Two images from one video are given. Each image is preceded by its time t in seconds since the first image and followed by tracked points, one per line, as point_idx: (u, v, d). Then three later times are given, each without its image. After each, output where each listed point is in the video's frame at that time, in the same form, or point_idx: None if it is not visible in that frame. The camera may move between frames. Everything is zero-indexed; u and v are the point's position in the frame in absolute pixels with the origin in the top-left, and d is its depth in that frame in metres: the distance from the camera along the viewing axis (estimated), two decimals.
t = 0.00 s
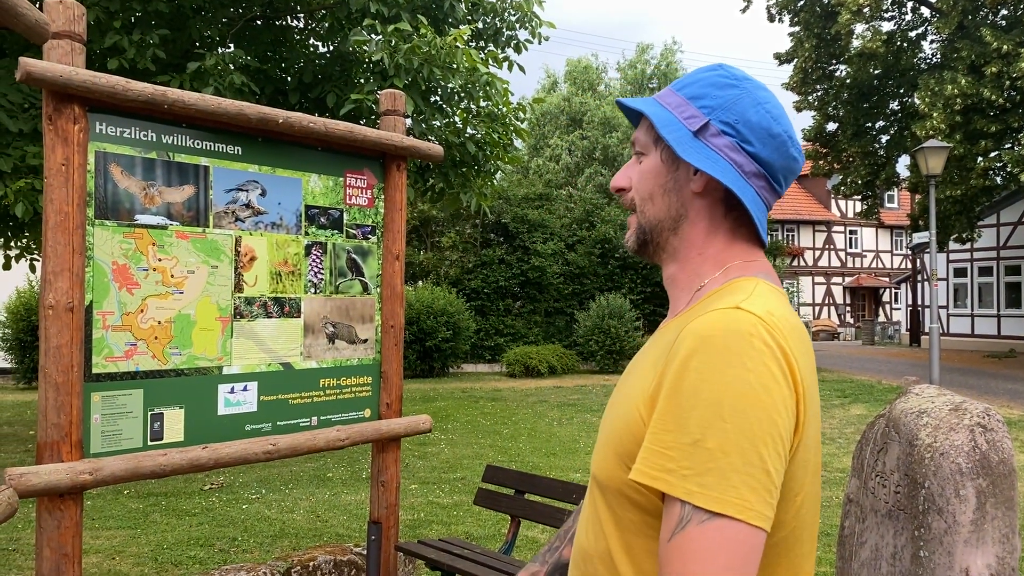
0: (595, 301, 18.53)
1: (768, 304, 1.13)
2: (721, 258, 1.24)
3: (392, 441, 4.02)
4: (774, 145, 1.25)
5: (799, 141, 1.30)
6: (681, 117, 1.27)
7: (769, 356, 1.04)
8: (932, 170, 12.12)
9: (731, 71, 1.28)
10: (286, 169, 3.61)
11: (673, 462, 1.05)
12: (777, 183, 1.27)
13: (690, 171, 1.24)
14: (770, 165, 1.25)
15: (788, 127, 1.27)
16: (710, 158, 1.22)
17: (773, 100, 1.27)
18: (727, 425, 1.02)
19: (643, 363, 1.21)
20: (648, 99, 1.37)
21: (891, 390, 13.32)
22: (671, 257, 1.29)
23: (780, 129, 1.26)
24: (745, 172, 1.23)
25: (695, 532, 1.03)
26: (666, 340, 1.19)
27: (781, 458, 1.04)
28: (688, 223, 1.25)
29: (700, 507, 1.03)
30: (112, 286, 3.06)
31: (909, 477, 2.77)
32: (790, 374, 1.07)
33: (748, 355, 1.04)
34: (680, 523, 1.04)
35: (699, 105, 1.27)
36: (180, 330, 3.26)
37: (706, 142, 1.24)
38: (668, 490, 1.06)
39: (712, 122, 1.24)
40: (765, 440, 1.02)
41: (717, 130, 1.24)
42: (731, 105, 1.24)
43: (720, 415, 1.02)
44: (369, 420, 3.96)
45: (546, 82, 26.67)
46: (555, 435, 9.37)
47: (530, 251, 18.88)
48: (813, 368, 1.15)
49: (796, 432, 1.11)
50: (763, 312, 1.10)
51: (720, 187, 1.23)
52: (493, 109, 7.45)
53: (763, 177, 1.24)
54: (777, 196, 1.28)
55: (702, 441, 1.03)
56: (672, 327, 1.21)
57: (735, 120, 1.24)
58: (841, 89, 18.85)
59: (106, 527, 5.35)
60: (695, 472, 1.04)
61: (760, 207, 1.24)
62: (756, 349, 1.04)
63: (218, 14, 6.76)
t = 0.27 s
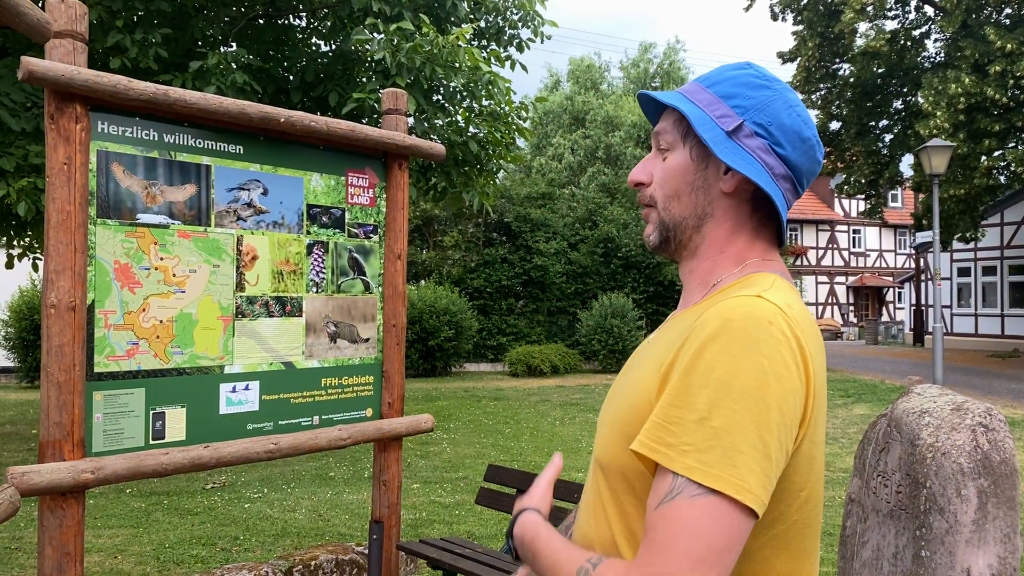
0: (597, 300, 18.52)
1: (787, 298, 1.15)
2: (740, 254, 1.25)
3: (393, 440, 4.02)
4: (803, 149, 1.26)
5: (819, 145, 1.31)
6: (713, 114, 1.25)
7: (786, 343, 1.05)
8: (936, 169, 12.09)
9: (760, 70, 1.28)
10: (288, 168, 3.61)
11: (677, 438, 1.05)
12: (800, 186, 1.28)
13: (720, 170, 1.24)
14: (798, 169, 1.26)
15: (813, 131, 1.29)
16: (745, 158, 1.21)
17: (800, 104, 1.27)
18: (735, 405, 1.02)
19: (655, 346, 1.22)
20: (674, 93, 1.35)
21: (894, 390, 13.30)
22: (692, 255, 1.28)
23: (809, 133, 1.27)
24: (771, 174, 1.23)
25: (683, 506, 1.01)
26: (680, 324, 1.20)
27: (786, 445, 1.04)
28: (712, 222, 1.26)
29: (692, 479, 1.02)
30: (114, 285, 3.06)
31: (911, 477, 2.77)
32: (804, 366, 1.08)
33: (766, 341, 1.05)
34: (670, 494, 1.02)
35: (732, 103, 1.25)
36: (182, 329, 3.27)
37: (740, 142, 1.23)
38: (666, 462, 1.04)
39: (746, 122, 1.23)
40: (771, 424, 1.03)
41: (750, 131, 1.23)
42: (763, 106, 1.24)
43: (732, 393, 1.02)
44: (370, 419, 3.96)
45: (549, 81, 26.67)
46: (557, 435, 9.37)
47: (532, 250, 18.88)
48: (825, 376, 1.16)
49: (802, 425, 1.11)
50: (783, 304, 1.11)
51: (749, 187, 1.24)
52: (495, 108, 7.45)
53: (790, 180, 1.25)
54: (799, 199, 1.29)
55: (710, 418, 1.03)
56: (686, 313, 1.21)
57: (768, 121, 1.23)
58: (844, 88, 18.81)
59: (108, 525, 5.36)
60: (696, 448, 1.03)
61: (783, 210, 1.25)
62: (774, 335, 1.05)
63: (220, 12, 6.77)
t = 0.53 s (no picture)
0: (597, 301, 18.53)
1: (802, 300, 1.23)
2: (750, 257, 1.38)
3: (392, 441, 4.02)
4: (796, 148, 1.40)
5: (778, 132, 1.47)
6: (750, 131, 1.29)
7: (812, 341, 1.13)
8: (934, 170, 12.09)
9: (762, 78, 1.35)
10: (286, 169, 3.62)
11: (710, 431, 1.09)
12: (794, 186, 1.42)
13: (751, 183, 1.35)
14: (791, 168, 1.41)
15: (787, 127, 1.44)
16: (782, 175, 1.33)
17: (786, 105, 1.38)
18: (771, 401, 1.07)
19: (676, 344, 1.27)
20: (683, 100, 1.33)
21: (893, 390, 13.31)
22: (719, 267, 1.37)
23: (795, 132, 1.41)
24: (790, 186, 1.38)
25: (716, 497, 1.05)
26: (704, 323, 1.26)
27: (810, 437, 1.10)
28: (737, 232, 1.36)
29: (724, 470, 1.06)
30: (112, 287, 3.06)
31: (907, 477, 2.78)
32: (825, 361, 1.16)
33: (798, 342, 1.11)
34: (703, 485, 1.06)
35: (760, 118, 1.31)
36: (180, 331, 3.27)
37: (774, 159, 1.32)
38: (698, 455, 1.08)
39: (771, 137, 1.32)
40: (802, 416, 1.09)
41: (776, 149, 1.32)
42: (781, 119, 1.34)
43: (767, 389, 1.08)
44: (369, 420, 3.96)
45: (548, 82, 26.69)
46: (556, 435, 9.38)
47: (531, 251, 18.89)
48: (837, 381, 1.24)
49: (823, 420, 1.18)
50: (804, 305, 1.19)
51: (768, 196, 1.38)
52: (494, 109, 7.45)
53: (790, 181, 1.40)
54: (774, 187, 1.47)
55: (748, 412, 1.07)
56: (709, 313, 1.27)
57: (784, 136, 1.33)
58: (843, 89, 18.83)
59: (107, 526, 5.36)
60: (732, 442, 1.07)
61: (788, 212, 1.44)
62: (804, 337, 1.12)
63: (219, 13, 6.77)
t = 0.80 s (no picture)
0: (593, 303, 18.54)
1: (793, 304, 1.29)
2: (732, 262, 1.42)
3: (388, 443, 4.02)
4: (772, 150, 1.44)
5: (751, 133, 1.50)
6: (733, 144, 1.33)
7: (827, 353, 1.18)
8: (929, 171, 12.13)
9: (736, 87, 1.38)
10: (282, 171, 3.62)
11: (760, 463, 1.13)
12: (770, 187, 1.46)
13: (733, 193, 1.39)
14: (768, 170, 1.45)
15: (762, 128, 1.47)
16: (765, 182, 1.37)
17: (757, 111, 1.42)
18: (814, 425, 1.11)
19: (684, 366, 1.29)
20: (666, 116, 1.35)
21: (888, 391, 13.33)
22: (704, 278, 1.39)
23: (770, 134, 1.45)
24: (771, 193, 1.41)
25: (799, 532, 1.11)
26: (709, 342, 1.28)
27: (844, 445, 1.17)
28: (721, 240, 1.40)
29: (801, 506, 1.11)
30: (107, 289, 3.06)
31: (902, 478, 2.80)
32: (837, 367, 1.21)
33: (821, 359, 1.16)
34: (782, 523, 1.12)
35: (741, 129, 1.34)
36: (175, 333, 3.27)
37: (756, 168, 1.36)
38: (762, 492, 1.12)
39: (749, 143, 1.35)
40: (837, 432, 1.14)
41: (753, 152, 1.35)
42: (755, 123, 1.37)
43: (808, 415, 1.12)
44: (364, 422, 3.96)
45: (544, 84, 26.72)
46: (552, 437, 9.38)
47: (527, 253, 18.87)
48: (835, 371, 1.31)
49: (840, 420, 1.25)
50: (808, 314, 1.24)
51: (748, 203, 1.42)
52: (490, 111, 7.44)
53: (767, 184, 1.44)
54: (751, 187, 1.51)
55: (793, 440, 1.11)
56: (712, 331, 1.29)
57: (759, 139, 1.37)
58: (838, 91, 18.87)
59: (102, 530, 5.35)
60: (790, 472, 1.11)
61: (764, 217, 1.47)
62: (825, 352, 1.17)
63: (213, 15, 6.76)
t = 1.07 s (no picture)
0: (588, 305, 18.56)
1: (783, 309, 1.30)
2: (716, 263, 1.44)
3: (382, 446, 4.02)
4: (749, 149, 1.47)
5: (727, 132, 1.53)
6: (720, 146, 1.35)
7: (823, 362, 1.19)
8: (923, 174, 12.17)
9: (719, 90, 1.40)
10: (276, 175, 3.61)
11: (767, 476, 1.13)
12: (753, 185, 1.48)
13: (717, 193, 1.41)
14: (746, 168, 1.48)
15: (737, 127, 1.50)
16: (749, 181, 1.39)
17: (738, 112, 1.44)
18: (817, 436, 1.12)
19: (680, 378, 1.29)
20: (653, 120, 1.36)
21: (882, 393, 13.37)
22: (691, 281, 1.40)
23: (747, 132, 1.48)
24: (756, 194, 1.43)
25: (807, 539, 1.12)
26: (705, 352, 1.28)
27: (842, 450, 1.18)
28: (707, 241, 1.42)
29: (808, 515, 1.12)
30: (101, 293, 3.06)
31: (894, 480, 2.81)
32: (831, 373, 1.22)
33: (817, 367, 1.16)
34: (790, 532, 1.12)
35: (725, 130, 1.36)
36: (169, 336, 3.26)
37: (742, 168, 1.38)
38: (769, 504, 1.13)
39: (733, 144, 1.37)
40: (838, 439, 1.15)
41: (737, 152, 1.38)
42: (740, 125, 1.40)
43: (810, 426, 1.12)
44: (359, 426, 3.96)
45: (539, 87, 26.75)
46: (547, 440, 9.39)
47: (523, 255, 18.86)
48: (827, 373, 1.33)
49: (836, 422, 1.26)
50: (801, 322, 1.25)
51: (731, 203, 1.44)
52: (484, 114, 7.44)
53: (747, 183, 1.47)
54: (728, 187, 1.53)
55: (797, 452, 1.12)
56: (706, 339, 1.29)
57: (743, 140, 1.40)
58: (832, 93, 18.93)
59: (96, 533, 5.33)
60: (795, 482, 1.12)
61: (746, 218, 1.49)
62: (823, 360, 1.18)
63: (208, 18, 6.75)
